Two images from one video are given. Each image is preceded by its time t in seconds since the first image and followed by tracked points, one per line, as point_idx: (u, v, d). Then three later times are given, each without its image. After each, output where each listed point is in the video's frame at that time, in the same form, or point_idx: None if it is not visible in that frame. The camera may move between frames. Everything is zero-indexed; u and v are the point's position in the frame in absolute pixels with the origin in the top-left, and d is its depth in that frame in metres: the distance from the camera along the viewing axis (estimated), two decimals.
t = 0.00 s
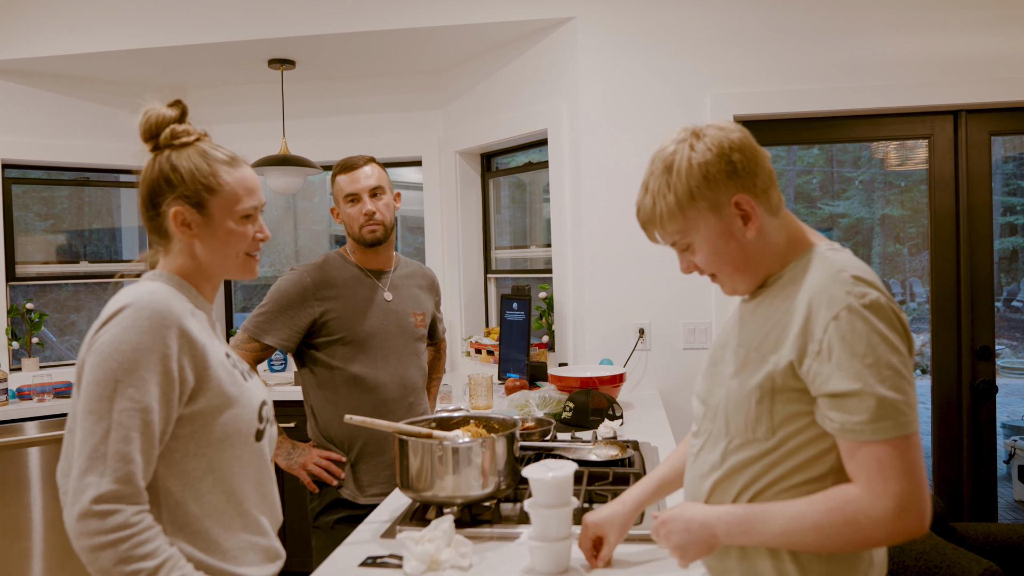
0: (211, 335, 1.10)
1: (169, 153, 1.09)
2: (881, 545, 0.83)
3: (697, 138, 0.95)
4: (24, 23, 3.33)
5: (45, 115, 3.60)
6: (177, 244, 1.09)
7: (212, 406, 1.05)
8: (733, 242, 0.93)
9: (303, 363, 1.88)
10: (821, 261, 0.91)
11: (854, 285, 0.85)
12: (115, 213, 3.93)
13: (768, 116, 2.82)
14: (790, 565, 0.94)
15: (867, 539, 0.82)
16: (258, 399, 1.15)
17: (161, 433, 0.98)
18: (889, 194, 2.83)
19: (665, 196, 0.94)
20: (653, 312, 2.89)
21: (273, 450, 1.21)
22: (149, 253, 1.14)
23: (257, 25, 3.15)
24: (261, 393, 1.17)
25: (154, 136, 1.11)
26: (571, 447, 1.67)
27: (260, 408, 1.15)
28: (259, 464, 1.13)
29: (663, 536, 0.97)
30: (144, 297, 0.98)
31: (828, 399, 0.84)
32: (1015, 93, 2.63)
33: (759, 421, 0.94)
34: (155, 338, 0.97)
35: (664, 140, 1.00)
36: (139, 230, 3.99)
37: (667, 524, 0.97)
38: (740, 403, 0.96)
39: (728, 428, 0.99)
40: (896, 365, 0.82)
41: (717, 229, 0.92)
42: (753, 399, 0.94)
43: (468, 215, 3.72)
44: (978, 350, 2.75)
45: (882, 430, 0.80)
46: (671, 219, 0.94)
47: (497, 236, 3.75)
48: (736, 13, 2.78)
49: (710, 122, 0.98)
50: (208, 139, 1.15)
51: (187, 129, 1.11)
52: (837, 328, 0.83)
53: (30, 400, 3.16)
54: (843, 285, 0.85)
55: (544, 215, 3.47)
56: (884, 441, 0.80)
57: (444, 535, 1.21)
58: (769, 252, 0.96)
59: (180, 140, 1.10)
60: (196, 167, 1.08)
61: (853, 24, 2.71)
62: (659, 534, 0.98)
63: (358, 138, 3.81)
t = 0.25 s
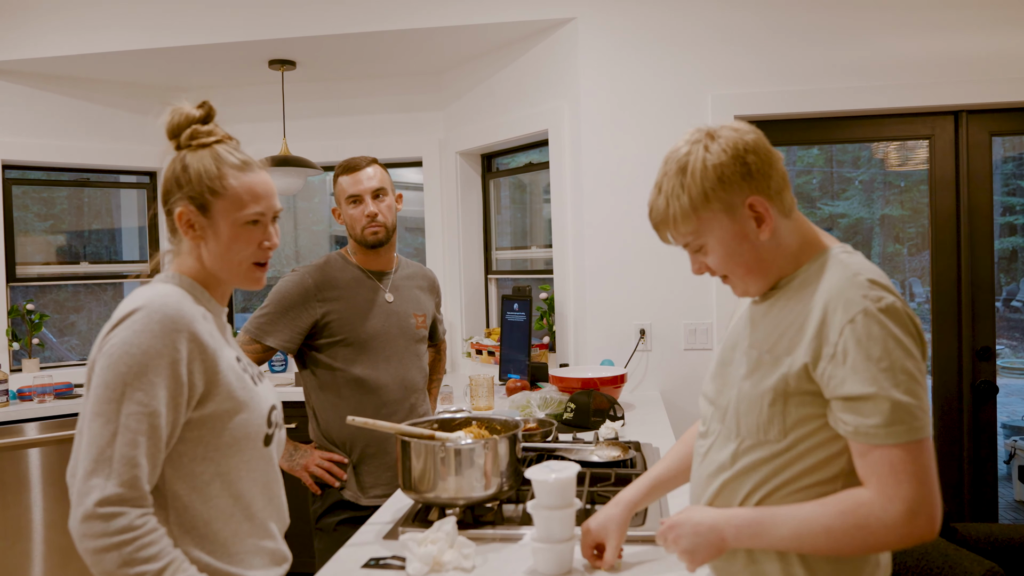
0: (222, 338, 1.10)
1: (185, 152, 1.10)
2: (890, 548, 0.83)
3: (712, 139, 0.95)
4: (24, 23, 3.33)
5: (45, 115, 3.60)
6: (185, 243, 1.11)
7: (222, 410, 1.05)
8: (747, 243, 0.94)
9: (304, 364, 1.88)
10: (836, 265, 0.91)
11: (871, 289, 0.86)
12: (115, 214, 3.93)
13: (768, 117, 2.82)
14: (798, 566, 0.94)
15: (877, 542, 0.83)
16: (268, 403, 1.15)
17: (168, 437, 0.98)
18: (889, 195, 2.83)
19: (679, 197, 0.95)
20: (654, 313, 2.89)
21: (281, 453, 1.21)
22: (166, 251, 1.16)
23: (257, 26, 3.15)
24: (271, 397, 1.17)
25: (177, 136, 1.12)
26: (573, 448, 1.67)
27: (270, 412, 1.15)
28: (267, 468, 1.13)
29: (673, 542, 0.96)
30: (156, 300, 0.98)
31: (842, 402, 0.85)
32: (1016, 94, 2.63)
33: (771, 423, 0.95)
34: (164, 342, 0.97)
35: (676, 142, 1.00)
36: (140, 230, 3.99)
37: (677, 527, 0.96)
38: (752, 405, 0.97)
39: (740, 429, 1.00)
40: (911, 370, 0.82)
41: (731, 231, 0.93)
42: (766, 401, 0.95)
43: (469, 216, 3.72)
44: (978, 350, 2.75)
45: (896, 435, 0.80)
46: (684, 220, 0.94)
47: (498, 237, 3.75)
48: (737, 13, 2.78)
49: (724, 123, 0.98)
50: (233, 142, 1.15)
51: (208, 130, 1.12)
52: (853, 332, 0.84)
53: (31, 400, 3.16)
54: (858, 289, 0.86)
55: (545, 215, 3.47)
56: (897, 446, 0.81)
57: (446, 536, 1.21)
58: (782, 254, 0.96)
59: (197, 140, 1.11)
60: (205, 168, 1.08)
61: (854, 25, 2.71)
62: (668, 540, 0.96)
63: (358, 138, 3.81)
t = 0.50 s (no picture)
0: (231, 341, 1.09)
1: (204, 151, 1.09)
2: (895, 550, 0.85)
3: (725, 137, 0.97)
4: (24, 22, 3.32)
5: (44, 115, 3.59)
6: (200, 243, 1.10)
7: (228, 413, 1.04)
8: (756, 243, 0.96)
9: (302, 366, 1.87)
10: (845, 267, 0.93)
11: (882, 290, 0.88)
12: (114, 213, 3.92)
13: (769, 117, 2.82)
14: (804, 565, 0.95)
15: (883, 542, 0.84)
16: (276, 406, 1.15)
17: (173, 440, 0.98)
18: (888, 196, 2.83)
19: (691, 194, 0.96)
20: (654, 313, 2.89)
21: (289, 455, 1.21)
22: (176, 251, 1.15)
23: (257, 26, 3.15)
24: (279, 400, 1.17)
25: (194, 134, 1.11)
26: (574, 449, 1.67)
27: (277, 416, 1.14)
28: (274, 471, 1.13)
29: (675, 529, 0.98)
30: (164, 303, 0.98)
31: (852, 402, 0.86)
32: (1017, 95, 2.63)
33: (781, 424, 0.97)
34: (171, 345, 0.97)
35: (688, 140, 1.02)
36: (139, 230, 3.99)
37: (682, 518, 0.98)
38: (762, 405, 0.98)
39: (749, 430, 1.01)
40: (921, 372, 0.84)
41: (743, 230, 0.95)
42: (776, 401, 0.96)
43: (469, 216, 3.71)
44: (979, 351, 2.75)
45: (905, 437, 0.82)
46: (694, 216, 0.96)
47: (498, 237, 3.74)
48: (737, 13, 2.78)
49: (737, 122, 1.00)
50: (250, 143, 1.15)
51: (227, 131, 1.12)
52: (864, 333, 0.85)
53: (30, 400, 3.16)
54: (870, 291, 0.88)
55: (544, 216, 3.46)
56: (905, 448, 0.82)
57: (447, 537, 1.21)
58: (790, 255, 0.98)
59: (217, 140, 1.10)
60: (226, 169, 1.08)
61: (855, 25, 2.71)
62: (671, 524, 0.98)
63: (358, 138, 3.81)
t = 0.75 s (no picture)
0: (235, 345, 1.09)
1: (206, 151, 1.09)
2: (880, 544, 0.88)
3: (731, 140, 0.99)
4: (24, 21, 3.32)
5: (44, 114, 3.59)
6: (204, 244, 1.10)
7: (231, 418, 1.04)
8: (762, 245, 0.98)
9: (291, 373, 1.86)
10: (848, 269, 0.95)
11: (884, 295, 0.89)
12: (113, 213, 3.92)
13: (769, 120, 2.82)
14: (798, 551, 1.00)
15: (867, 533, 0.87)
16: (279, 411, 1.14)
17: (174, 444, 0.98)
18: (887, 198, 2.83)
19: (697, 198, 0.98)
20: (654, 315, 2.89)
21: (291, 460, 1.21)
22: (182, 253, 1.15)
23: (258, 27, 3.15)
24: (282, 404, 1.17)
25: (196, 135, 1.11)
26: (573, 451, 1.67)
27: (280, 420, 1.14)
28: (274, 476, 1.13)
29: (675, 437, 1.04)
30: (168, 306, 0.98)
31: (848, 403, 0.88)
32: (1017, 98, 2.63)
33: (782, 425, 0.99)
34: (175, 349, 0.97)
35: (694, 144, 1.04)
36: (138, 230, 3.99)
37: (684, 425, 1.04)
38: (764, 405, 1.01)
39: (750, 427, 1.04)
40: (919, 375, 0.85)
41: (748, 232, 0.97)
42: (777, 401, 0.99)
43: (469, 217, 3.71)
44: (978, 354, 2.75)
45: (896, 440, 0.84)
46: (700, 220, 0.98)
47: (498, 238, 3.74)
48: (737, 15, 2.79)
49: (742, 125, 1.02)
50: (252, 143, 1.15)
51: (229, 130, 1.11)
52: (863, 336, 0.87)
53: (29, 400, 3.15)
54: (870, 294, 0.90)
55: (544, 217, 3.46)
56: (896, 451, 0.84)
57: (447, 540, 1.20)
58: (795, 258, 1.00)
59: (219, 140, 1.10)
60: (227, 169, 1.07)
61: (855, 28, 2.72)
62: (673, 430, 1.04)
63: (358, 139, 3.81)
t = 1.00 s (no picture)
0: (230, 345, 1.09)
1: (193, 152, 1.09)
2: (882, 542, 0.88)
3: (736, 139, 0.99)
4: (21, 21, 3.31)
5: (42, 114, 3.58)
6: (197, 244, 1.10)
7: (227, 418, 1.04)
8: (768, 245, 0.98)
9: (281, 368, 1.85)
10: (854, 269, 0.95)
11: (890, 294, 0.89)
12: (110, 213, 3.91)
13: (767, 121, 2.82)
14: (804, 551, 1.01)
15: (869, 530, 0.87)
16: (273, 412, 1.14)
17: (170, 444, 0.98)
18: (885, 199, 2.83)
19: (703, 197, 0.98)
20: (652, 316, 2.89)
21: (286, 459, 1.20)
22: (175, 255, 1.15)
23: (256, 27, 3.15)
24: (277, 404, 1.17)
25: (183, 135, 1.11)
26: (572, 452, 1.67)
27: (274, 421, 1.14)
28: (268, 476, 1.12)
29: (684, 412, 1.04)
30: (164, 306, 0.98)
31: (851, 401, 0.88)
32: (1015, 99, 2.63)
33: (786, 423, 0.99)
34: (170, 349, 0.96)
35: (698, 143, 1.04)
36: (136, 230, 3.98)
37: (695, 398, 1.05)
38: (769, 404, 1.01)
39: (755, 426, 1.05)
40: (924, 375, 0.85)
41: (753, 231, 0.97)
42: (782, 400, 1.00)
43: (467, 217, 3.71)
44: (975, 355, 2.75)
45: (898, 440, 0.84)
46: (707, 219, 0.98)
47: (496, 239, 3.74)
48: (736, 16, 2.79)
49: (746, 125, 1.02)
50: (240, 140, 1.14)
51: (216, 129, 1.11)
52: (867, 334, 0.88)
53: (26, 401, 3.15)
54: (876, 293, 0.90)
55: (543, 218, 3.46)
56: (898, 449, 0.84)
57: (445, 541, 1.19)
58: (800, 257, 1.00)
59: (206, 140, 1.10)
60: (215, 168, 1.07)
61: (852, 29, 2.72)
62: (683, 405, 1.05)
63: (356, 139, 3.81)
